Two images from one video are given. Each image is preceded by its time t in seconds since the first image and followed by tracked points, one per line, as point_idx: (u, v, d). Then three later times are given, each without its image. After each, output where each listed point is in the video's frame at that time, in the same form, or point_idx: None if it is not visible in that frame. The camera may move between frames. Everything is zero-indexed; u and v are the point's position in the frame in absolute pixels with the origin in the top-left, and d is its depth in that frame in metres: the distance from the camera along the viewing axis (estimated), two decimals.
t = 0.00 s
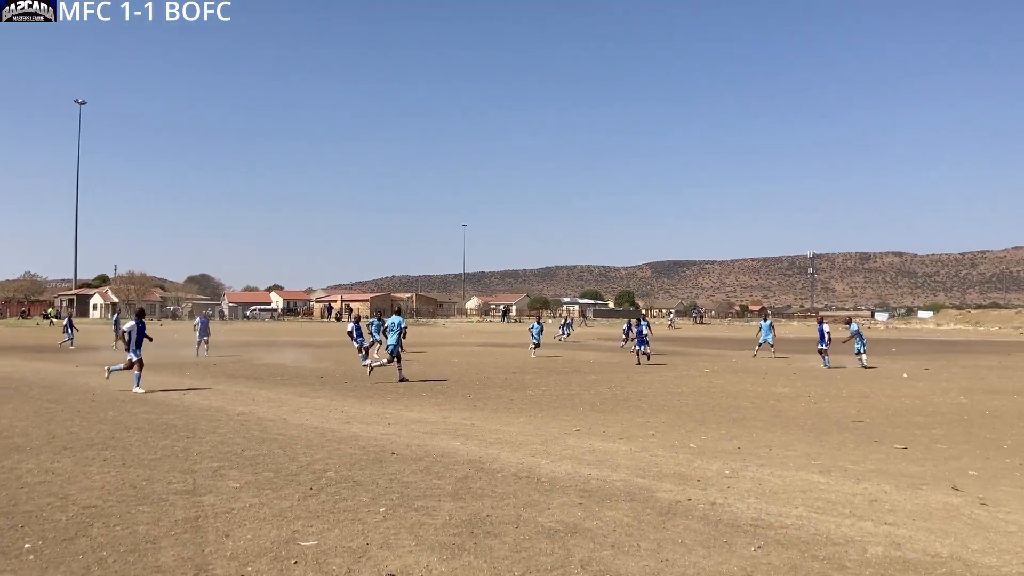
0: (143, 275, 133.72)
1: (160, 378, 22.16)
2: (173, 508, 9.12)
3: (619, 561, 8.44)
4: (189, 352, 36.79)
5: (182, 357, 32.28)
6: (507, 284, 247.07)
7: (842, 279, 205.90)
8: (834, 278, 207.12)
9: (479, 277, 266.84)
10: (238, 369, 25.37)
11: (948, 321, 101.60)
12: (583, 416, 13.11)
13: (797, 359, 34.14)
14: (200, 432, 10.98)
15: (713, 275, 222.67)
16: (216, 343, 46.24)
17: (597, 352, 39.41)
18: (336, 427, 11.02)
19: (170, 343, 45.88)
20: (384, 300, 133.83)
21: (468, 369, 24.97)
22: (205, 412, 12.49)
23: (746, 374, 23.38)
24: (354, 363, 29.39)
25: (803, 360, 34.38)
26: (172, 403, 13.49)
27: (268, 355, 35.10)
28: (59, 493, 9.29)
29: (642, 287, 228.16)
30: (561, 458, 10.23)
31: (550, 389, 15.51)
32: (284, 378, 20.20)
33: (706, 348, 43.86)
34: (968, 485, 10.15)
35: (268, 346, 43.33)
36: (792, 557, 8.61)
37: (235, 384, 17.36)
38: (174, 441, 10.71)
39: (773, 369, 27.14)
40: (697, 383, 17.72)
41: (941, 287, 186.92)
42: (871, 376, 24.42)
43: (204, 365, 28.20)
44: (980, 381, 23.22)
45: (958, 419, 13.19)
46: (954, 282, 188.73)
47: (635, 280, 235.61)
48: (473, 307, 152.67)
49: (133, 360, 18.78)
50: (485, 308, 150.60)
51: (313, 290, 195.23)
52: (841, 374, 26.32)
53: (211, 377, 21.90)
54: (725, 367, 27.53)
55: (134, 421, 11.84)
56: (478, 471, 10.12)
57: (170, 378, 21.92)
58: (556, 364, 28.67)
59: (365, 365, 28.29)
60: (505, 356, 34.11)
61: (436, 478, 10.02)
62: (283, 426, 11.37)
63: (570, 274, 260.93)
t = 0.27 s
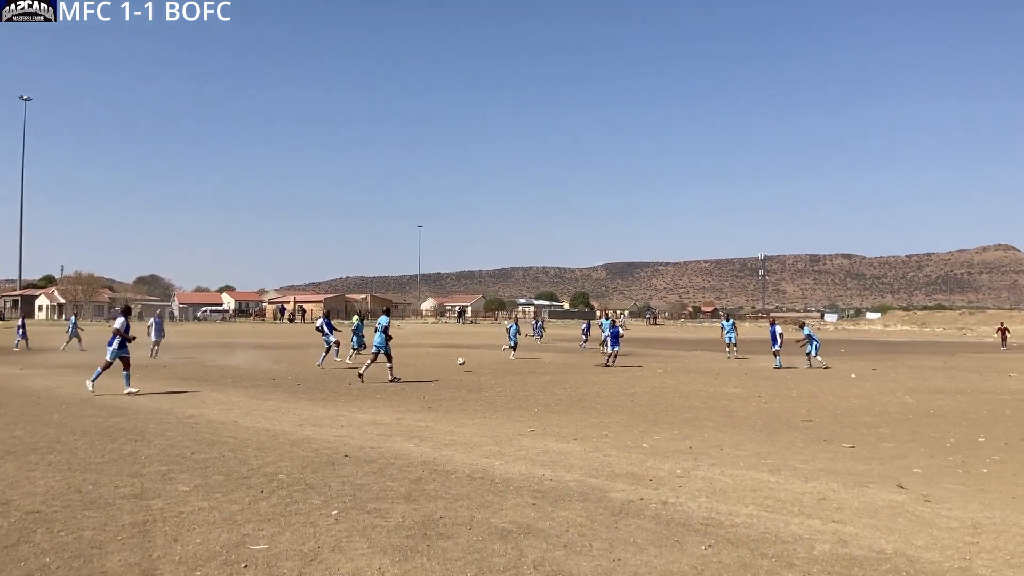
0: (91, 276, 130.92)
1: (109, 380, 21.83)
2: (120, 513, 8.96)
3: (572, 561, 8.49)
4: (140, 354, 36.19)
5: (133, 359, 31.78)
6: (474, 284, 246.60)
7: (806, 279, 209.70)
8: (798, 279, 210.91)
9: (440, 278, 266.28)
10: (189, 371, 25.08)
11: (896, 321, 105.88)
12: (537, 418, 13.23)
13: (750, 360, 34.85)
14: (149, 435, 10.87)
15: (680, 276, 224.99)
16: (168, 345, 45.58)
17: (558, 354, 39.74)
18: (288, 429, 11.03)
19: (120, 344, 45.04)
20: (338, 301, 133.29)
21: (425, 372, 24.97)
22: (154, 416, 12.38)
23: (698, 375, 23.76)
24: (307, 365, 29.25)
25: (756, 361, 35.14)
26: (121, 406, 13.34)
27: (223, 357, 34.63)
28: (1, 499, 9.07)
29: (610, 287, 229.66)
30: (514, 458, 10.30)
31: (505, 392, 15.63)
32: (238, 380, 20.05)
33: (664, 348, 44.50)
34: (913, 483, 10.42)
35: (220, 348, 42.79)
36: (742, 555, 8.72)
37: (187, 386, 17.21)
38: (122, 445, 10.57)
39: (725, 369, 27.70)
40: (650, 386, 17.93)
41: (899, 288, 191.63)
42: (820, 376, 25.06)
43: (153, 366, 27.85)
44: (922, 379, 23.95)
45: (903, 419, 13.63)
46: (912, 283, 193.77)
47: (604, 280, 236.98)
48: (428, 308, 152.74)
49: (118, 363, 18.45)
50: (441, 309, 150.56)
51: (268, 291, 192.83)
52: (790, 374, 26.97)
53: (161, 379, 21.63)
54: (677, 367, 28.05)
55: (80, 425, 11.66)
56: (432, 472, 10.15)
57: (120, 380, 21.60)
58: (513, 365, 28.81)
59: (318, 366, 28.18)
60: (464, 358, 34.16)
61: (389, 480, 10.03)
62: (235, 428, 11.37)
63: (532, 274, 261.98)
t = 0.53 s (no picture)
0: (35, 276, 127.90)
1: (56, 383, 21.50)
2: (62, 518, 8.78)
3: (522, 561, 8.52)
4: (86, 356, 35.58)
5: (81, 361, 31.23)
6: (441, 284, 245.34)
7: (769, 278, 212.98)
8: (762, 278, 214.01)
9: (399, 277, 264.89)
10: (137, 373, 24.77)
11: (845, 321, 108.90)
12: (490, 420, 13.38)
13: (704, 360, 35.42)
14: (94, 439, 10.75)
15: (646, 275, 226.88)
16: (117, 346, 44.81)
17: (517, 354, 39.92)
18: (237, 432, 11.10)
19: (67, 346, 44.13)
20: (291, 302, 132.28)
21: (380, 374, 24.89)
22: (98, 419, 12.27)
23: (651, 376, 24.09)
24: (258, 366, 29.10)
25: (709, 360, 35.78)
26: (65, 409, 13.24)
27: (176, 359, 34.06)
28: None
29: (578, 287, 230.63)
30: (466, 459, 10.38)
31: (457, 397, 15.75)
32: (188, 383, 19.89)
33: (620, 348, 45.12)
34: (858, 481, 10.67)
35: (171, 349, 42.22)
36: (690, 554, 8.82)
37: (138, 389, 17.11)
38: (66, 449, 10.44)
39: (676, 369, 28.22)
40: (602, 389, 18.14)
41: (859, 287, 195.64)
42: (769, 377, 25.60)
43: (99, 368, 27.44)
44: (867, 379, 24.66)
45: (848, 419, 14.09)
46: (870, 282, 198.18)
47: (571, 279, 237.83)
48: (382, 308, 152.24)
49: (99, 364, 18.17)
50: (395, 310, 150.14)
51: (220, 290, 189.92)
52: (739, 374, 27.48)
53: (109, 382, 21.37)
54: (629, 368, 28.52)
55: (22, 429, 11.47)
56: (382, 474, 10.18)
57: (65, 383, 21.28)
58: (469, 366, 28.86)
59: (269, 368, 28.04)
60: (421, 359, 34.11)
61: (339, 483, 10.05)
62: (181, 430, 11.42)
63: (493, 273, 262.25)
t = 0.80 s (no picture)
0: None
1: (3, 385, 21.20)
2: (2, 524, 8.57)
3: (474, 562, 8.51)
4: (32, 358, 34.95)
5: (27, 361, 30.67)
6: (398, 284, 243.90)
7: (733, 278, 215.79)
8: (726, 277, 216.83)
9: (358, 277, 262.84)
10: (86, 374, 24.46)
11: (794, 321, 111.11)
12: (444, 420, 13.71)
13: (657, 360, 36.11)
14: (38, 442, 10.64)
15: (613, 275, 228.27)
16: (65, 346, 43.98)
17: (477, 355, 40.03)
18: (186, 434, 11.33)
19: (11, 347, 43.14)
20: (241, 302, 131.04)
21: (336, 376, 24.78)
22: (41, 422, 12.19)
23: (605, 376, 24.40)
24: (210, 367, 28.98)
25: (664, 361, 36.33)
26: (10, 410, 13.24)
27: (127, 360, 33.42)
28: None
29: (533, 287, 231.78)
30: (418, 460, 10.53)
31: (410, 402, 15.99)
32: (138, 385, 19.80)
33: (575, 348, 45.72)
34: (805, 479, 10.94)
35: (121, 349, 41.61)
36: (641, 552, 8.86)
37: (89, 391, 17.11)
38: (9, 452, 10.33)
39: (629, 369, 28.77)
40: (556, 393, 18.32)
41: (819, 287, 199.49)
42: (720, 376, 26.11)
43: (44, 370, 27.02)
44: (814, 378, 25.37)
45: (797, 421, 14.52)
46: (830, 282, 202.26)
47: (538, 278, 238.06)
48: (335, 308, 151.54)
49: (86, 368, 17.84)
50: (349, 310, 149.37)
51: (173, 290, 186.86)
52: (692, 373, 27.93)
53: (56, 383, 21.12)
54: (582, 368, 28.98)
55: None
56: (334, 477, 10.25)
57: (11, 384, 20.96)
58: (426, 368, 28.86)
59: (220, 369, 27.91)
60: (379, 360, 34.00)
61: (290, 485, 10.09)
62: (127, 434, 11.56)
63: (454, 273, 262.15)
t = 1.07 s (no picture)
0: None
1: None
2: None
3: (428, 562, 8.34)
4: None
5: None
6: (356, 284, 241.70)
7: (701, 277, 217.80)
8: (695, 276, 218.83)
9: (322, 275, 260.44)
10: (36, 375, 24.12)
11: (748, 321, 112.80)
12: (399, 422, 14.05)
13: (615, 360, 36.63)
14: None
15: (583, 274, 229.01)
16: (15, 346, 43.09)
17: (441, 356, 40.01)
18: (138, 438, 11.56)
19: None
20: (196, 301, 129.48)
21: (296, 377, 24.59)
22: None
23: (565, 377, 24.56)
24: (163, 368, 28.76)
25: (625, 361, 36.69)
26: None
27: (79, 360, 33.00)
28: None
29: (492, 287, 232.11)
30: (372, 462, 10.76)
31: (365, 409, 16.18)
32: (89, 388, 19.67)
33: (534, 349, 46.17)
34: (757, 477, 11.17)
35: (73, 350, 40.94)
36: (594, 551, 8.78)
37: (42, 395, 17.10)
38: None
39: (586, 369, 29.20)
40: (514, 396, 18.40)
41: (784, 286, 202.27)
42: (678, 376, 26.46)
43: None
44: (766, 377, 25.98)
45: (750, 422, 14.95)
46: (793, 280, 205.03)
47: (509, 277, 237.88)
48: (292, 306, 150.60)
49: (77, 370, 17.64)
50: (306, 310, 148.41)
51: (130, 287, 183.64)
52: (652, 373, 28.23)
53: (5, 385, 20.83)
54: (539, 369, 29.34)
55: None
56: (286, 478, 10.35)
57: None
58: (388, 369, 28.78)
59: (174, 370, 27.70)
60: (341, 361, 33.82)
61: (242, 486, 10.13)
62: (74, 437, 11.53)
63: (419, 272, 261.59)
